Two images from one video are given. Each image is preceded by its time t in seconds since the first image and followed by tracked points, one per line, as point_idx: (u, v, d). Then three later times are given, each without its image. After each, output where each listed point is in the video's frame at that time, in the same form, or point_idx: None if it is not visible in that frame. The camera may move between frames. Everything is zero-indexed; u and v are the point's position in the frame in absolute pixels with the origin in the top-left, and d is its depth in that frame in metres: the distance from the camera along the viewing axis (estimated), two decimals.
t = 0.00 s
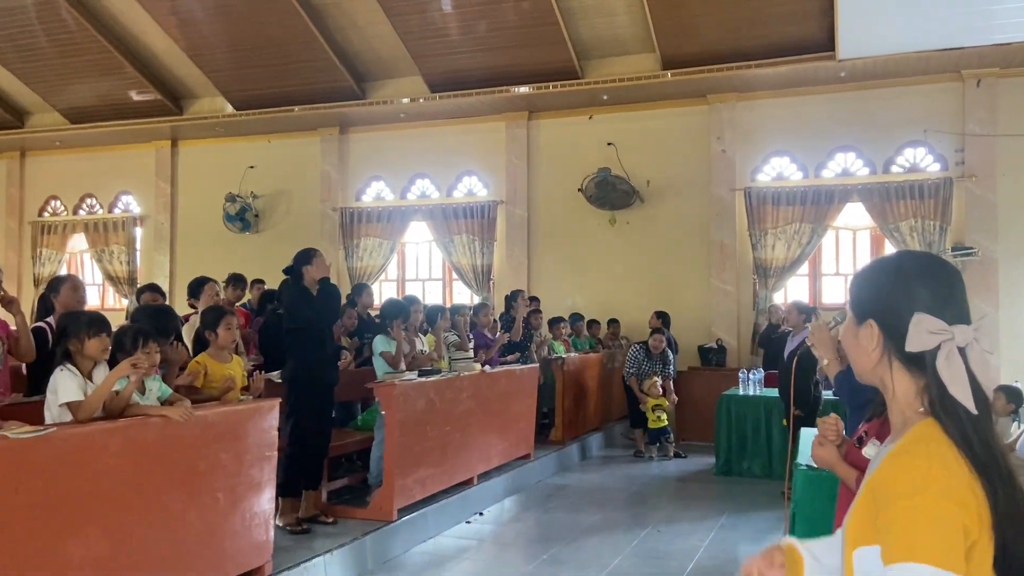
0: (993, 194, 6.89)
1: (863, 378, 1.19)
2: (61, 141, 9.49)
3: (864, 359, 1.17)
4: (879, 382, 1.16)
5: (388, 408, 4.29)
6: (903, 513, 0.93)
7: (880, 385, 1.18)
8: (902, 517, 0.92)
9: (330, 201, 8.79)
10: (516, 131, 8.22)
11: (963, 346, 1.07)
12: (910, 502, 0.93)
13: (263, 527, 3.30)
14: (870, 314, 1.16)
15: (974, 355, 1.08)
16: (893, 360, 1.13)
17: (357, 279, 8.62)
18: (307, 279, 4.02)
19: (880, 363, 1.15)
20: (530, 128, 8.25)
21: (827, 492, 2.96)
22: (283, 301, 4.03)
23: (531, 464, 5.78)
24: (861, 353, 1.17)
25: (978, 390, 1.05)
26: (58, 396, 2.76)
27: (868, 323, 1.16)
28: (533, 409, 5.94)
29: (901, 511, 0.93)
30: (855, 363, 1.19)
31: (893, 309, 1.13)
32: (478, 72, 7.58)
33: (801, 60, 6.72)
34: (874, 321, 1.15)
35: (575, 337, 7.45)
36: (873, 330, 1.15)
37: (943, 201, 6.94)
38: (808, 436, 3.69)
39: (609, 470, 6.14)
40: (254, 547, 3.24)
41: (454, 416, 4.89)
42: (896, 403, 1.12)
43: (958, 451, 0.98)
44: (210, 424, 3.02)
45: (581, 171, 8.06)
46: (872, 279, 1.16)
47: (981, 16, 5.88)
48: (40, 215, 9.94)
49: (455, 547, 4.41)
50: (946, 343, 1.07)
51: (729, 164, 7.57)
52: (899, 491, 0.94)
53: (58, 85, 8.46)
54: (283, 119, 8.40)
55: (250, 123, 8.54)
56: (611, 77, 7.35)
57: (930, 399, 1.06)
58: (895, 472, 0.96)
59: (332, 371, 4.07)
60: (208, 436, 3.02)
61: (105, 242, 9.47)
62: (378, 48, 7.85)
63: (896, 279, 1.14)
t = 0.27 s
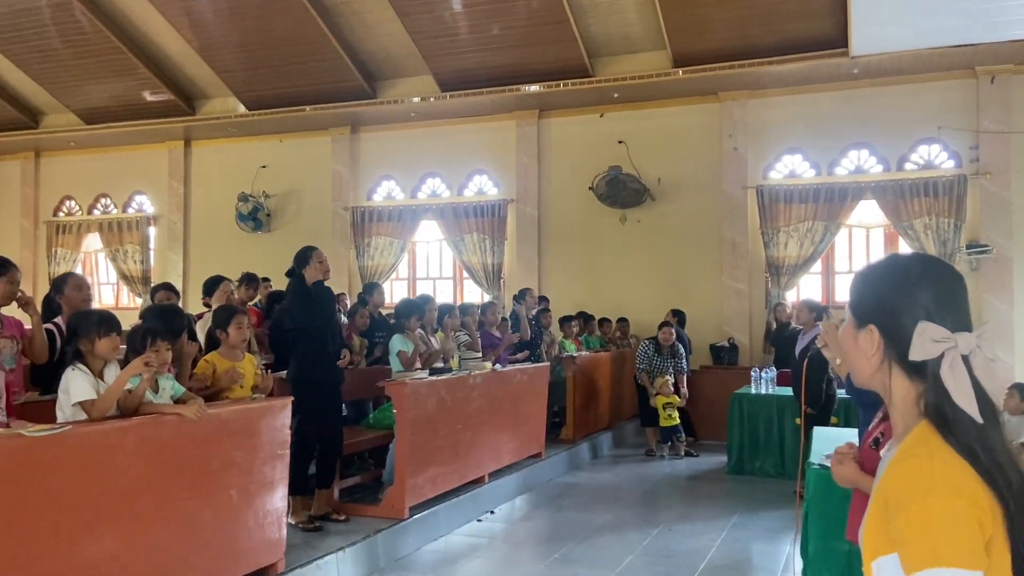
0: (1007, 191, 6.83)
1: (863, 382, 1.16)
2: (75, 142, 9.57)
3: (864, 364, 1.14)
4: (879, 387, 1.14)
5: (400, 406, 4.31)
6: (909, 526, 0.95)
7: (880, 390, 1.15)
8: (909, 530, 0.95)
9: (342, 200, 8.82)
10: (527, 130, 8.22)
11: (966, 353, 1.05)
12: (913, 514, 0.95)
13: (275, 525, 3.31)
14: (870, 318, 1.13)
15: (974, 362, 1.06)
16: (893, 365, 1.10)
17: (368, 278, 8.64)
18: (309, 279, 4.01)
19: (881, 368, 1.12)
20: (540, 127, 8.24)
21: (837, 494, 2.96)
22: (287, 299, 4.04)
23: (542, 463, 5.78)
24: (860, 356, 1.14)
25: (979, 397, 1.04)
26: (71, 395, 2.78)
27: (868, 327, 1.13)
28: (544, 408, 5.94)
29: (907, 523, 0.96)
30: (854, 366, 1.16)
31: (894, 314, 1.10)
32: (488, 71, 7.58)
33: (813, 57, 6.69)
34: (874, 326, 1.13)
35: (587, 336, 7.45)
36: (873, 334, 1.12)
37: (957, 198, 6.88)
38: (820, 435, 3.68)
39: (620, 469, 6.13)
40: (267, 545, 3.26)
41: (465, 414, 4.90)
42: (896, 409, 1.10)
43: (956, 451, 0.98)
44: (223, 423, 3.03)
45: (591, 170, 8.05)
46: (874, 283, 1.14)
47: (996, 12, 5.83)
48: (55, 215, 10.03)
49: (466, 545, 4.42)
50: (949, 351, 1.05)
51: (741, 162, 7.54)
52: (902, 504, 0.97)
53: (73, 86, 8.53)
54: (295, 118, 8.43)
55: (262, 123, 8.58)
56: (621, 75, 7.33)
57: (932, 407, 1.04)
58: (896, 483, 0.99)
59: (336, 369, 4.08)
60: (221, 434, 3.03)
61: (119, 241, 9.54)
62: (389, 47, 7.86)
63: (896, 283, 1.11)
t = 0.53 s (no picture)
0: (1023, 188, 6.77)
1: (874, 375, 1.15)
2: (88, 142, 9.63)
3: (875, 357, 1.13)
4: (891, 381, 1.12)
5: (411, 405, 4.31)
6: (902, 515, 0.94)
7: (892, 384, 1.14)
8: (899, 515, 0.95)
9: (352, 200, 8.84)
10: (537, 128, 8.21)
11: (968, 346, 1.02)
12: (907, 501, 0.94)
13: (287, 522, 3.32)
14: (879, 313, 1.13)
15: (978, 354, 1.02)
16: (900, 357, 1.09)
17: (379, 278, 8.66)
18: (316, 280, 4.02)
19: (890, 362, 1.11)
20: (550, 125, 8.23)
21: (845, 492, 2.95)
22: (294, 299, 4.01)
23: (553, 461, 5.77)
24: (871, 350, 1.14)
25: (983, 389, 1.00)
26: (82, 394, 2.80)
27: (878, 320, 1.13)
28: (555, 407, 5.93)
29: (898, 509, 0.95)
30: (869, 361, 1.15)
31: (898, 307, 1.10)
32: (498, 69, 7.57)
33: (825, 54, 6.65)
34: (882, 320, 1.12)
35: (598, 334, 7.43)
36: (881, 328, 1.12)
37: (971, 196, 6.82)
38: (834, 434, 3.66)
39: (631, 467, 6.11)
40: (279, 543, 3.27)
41: (476, 413, 4.90)
42: (905, 401, 1.09)
43: (954, 443, 0.97)
44: (234, 421, 3.04)
45: (602, 168, 8.03)
46: (886, 278, 1.13)
47: (1011, 7, 5.76)
48: (68, 215, 10.09)
49: (477, 544, 4.41)
50: (949, 343, 1.03)
51: (752, 160, 7.51)
52: (897, 491, 0.96)
53: (85, 87, 8.58)
54: (306, 118, 8.45)
55: (273, 122, 8.60)
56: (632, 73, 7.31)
57: (934, 399, 1.02)
58: (894, 469, 0.98)
59: (340, 371, 4.07)
60: (233, 432, 3.04)
61: (131, 241, 9.60)
62: (399, 46, 7.87)
63: (902, 277, 1.11)
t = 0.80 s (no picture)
0: None
1: (904, 368, 1.15)
2: (100, 143, 9.68)
3: (905, 349, 1.13)
4: (920, 373, 1.13)
5: (422, 404, 4.31)
6: (881, 493, 1.00)
7: (921, 376, 1.14)
8: (879, 492, 1.01)
9: (362, 199, 8.86)
10: (546, 127, 8.20)
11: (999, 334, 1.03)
12: (891, 482, 0.99)
13: (298, 521, 3.33)
14: (909, 304, 1.13)
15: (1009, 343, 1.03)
16: (930, 348, 1.10)
17: (389, 277, 8.67)
18: (328, 280, 4.03)
19: (920, 354, 1.11)
20: (560, 124, 8.22)
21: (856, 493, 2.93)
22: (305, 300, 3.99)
23: (563, 461, 5.76)
24: (902, 342, 1.13)
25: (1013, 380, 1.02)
26: (93, 394, 2.81)
27: (908, 312, 1.13)
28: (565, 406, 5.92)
29: (882, 486, 1.01)
30: (898, 354, 1.15)
31: (929, 296, 1.10)
32: (508, 68, 7.57)
33: (836, 51, 6.62)
34: (913, 311, 1.12)
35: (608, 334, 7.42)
36: (912, 319, 1.12)
37: (984, 194, 6.77)
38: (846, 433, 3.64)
39: (641, 467, 6.10)
40: (290, 542, 3.27)
41: (486, 412, 4.90)
42: (933, 393, 1.09)
43: (962, 445, 0.98)
44: (245, 420, 3.05)
45: (612, 167, 8.02)
46: (912, 270, 1.13)
47: None
48: (80, 215, 10.15)
49: (487, 543, 4.41)
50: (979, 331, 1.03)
51: (763, 158, 7.48)
52: (887, 471, 1.01)
53: (97, 88, 8.63)
54: (315, 118, 8.47)
55: (284, 123, 8.63)
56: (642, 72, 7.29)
57: (956, 388, 1.03)
58: (896, 452, 1.02)
59: (349, 371, 4.06)
60: (243, 431, 3.05)
61: (143, 242, 9.65)
62: (409, 46, 7.88)
63: (931, 268, 1.10)
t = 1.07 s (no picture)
0: None
1: (919, 369, 1.15)
2: (110, 145, 9.73)
3: (921, 353, 1.13)
4: (935, 376, 1.13)
5: (431, 404, 4.32)
6: (877, 482, 1.02)
7: (934, 378, 1.15)
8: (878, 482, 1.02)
9: (371, 200, 8.88)
10: (554, 127, 8.20)
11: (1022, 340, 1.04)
12: (890, 472, 1.01)
13: (309, 521, 3.34)
14: (927, 307, 1.12)
15: None
16: (949, 352, 1.10)
17: (397, 278, 8.68)
18: (339, 280, 4.04)
19: (936, 358, 1.12)
20: (568, 124, 8.22)
21: (868, 498, 2.92)
22: (319, 302, 4.00)
23: (573, 461, 5.76)
24: (919, 345, 1.13)
25: None
26: (105, 395, 2.83)
27: (927, 315, 1.12)
28: (574, 406, 5.92)
29: (881, 477, 1.02)
30: (913, 356, 1.15)
31: (952, 300, 1.09)
32: (516, 68, 7.57)
33: (846, 50, 6.59)
34: (932, 315, 1.12)
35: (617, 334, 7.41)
36: (931, 323, 1.12)
37: (995, 192, 6.73)
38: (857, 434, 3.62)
39: (651, 467, 6.09)
40: (301, 542, 3.29)
41: (495, 413, 4.90)
42: (946, 397, 1.10)
43: (966, 445, 1.00)
44: (255, 420, 3.06)
45: (620, 167, 8.00)
46: (930, 272, 1.13)
47: None
48: (91, 217, 10.20)
49: (497, 543, 4.41)
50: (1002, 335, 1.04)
51: (773, 157, 7.45)
52: (887, 461, 1.03)
53: (107, 90, 8.67)
54: (325, 118, 8.48)
55: (293, 124, 8.65)
56: (650, 71, 7.28)
57: (973, 391, 1.04)
58: (896, 443, 1.03)
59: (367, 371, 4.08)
60: (253, 431, 3.06)
61: (153, 243, 9.69)
62: (417, 46, 7.89)
63: (951, 273, 1.10)
